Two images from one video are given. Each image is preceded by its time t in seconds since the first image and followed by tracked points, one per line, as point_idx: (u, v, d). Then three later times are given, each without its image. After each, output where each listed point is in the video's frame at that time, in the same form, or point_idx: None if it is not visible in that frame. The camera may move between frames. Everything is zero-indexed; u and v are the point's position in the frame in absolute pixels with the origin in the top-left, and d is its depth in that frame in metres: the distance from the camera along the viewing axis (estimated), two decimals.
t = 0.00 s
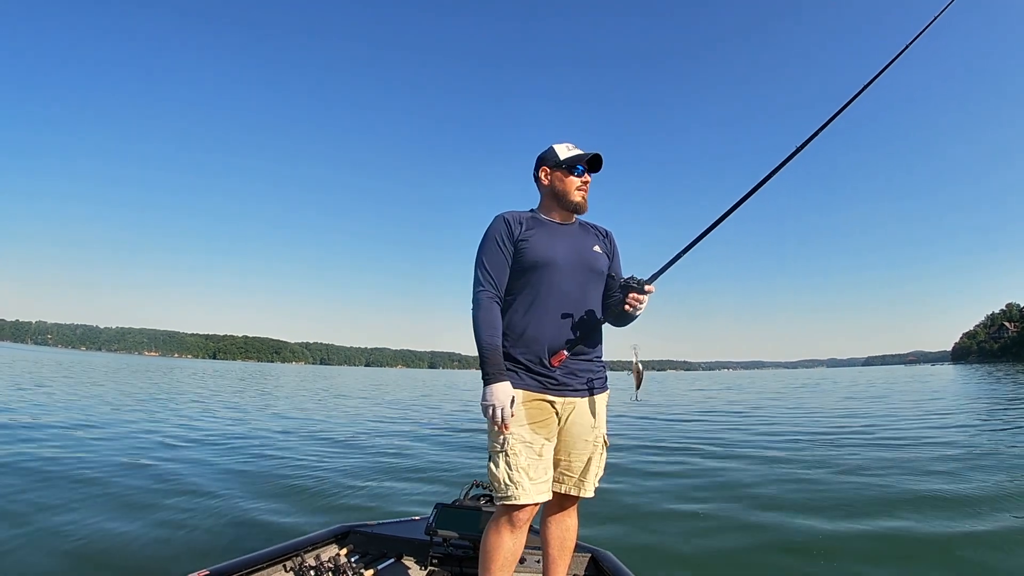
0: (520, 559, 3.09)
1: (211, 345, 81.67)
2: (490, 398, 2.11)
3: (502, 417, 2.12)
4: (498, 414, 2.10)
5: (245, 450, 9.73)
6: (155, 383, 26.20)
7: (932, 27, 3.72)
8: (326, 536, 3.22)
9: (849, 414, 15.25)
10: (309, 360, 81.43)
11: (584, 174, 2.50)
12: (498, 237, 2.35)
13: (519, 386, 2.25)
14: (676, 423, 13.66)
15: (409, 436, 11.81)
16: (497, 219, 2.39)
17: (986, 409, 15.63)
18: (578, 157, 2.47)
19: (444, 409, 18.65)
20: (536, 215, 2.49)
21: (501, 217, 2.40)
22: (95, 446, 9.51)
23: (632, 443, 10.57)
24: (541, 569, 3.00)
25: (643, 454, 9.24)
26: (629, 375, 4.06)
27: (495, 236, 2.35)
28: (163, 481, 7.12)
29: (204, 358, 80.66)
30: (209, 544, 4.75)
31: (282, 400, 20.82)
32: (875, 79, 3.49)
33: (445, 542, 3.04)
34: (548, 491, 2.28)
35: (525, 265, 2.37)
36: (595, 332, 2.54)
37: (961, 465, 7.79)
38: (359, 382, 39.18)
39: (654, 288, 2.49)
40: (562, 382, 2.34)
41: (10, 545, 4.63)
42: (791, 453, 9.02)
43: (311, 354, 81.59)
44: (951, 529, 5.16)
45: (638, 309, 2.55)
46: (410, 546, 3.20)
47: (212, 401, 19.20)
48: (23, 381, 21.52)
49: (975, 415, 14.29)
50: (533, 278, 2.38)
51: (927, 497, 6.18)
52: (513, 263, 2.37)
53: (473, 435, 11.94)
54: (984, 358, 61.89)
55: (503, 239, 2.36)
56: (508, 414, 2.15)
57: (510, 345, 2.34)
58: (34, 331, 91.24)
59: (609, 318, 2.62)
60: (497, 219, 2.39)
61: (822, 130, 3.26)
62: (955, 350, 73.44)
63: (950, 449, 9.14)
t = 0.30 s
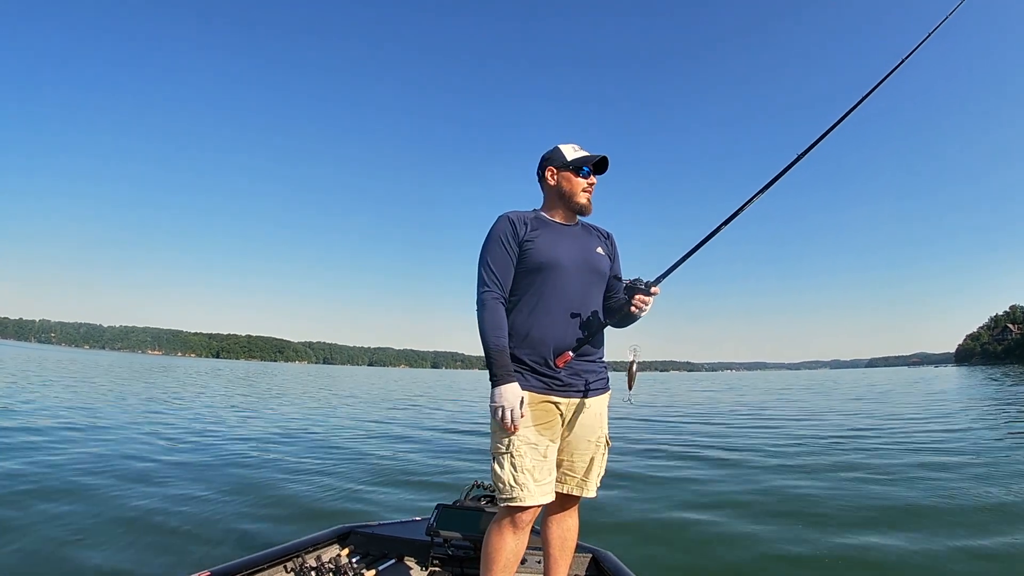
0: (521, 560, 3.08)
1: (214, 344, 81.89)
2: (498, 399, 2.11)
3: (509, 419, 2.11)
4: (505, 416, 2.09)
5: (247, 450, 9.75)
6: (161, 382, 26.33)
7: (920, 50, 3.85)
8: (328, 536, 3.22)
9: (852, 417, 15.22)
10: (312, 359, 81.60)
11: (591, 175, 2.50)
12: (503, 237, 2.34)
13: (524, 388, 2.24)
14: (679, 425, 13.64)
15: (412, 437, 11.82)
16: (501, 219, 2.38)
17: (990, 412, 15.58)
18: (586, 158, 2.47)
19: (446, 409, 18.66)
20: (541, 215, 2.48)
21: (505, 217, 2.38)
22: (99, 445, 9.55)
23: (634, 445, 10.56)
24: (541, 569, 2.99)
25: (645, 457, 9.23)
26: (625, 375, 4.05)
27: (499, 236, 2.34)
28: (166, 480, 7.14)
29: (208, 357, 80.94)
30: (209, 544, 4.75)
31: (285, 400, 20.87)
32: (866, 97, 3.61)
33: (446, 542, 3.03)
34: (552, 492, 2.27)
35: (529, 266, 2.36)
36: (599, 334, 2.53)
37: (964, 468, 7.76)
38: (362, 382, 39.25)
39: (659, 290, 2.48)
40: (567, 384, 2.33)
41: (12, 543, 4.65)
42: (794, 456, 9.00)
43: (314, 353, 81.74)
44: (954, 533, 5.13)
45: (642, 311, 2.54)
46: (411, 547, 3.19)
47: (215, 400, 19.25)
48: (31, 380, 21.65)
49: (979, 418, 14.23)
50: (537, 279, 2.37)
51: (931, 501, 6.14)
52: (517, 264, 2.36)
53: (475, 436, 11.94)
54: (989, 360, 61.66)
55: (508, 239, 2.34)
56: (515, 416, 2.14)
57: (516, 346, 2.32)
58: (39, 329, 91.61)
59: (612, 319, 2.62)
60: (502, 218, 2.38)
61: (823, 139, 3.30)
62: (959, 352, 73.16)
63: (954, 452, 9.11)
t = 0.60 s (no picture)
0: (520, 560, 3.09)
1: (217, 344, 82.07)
2: (497, 400, 2.11)
3: (509, 422, 2.12)
4: (504, 418, 2.10)
5: (249, 449, 9.78)
6: (165, 382, 26.43)
7: (917, 57, 3.90)
8: (326, 536, 3.23)
9: (854, 418, 15.22)
10: (314, 359, 81.75)
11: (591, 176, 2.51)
12: (501, 238, 2.34)
13: (523, 388, 2.25)
14: (680, 426, 13.65)
15: (414, 437, 11.84)
16: (500, 219, 2.38)
17: (992, 412, 15.58)
18: (586, 159, 2.48)
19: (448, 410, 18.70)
20: (538, 215, 2.48)
21: (503, 217, 2.39)
22: (102, 445, 9.60)
23: (635, 446, 10.57)
24: (540, 569, 3.01)
25: (646, 458, 9.23)
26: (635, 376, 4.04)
27: (498, 237, 2.34)
28: (167, 480, 7.17)
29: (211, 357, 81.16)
30: (210, 544, 4.77)
31: (287, 399, 20.90)
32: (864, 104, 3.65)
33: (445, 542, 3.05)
34: (550, 492, 2.28)
35: (528, 267, 2.37)
36: (597, 335, 2.54)
37: (964, 470, 7.77)
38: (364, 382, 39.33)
39: (657, 292, 2.48)
40: (565, 384, 2.34)
41: (15, 542, 4.68)
42: (794, 457, 9.01)
43: (317, 353, 81.90)
44: (954, 535, 5.13)
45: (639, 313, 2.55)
46: (410, 546, 3.20)
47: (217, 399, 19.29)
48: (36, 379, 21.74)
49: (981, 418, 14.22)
50: (535, 280, 2.38)
51: (931, 503, 6.14)
52: (515, 265, 2.36)
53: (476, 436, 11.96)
54: (992, 361, 61.55)
55: (506, 240, 2.34)
56: (515, 417, 2.15)
57: (513, 347, 2.32)
58: (42, 329, 91.94)
59: (610, 321, 2.63)
60: (500, 219, 2.38)
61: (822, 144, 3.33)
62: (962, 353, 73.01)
63: (954, 453, 9.11)
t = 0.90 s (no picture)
0: (519, 560, 3.09)
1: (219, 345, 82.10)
2: (495, 401, 2.11)
3: (507, 423, 2.12)
4: (502, 418, 2.11)
5: (251, 450, 9.80)
6: (169, 383, 26.52)
7: (920, 58, 3.89)
8: (326, 536, 3.23)
9: (857, 416, 15.17)
10: (317, 360, 81.79)
11: (590, 177, 2.51)
12: (498, 239, 2.34)
13: (520, 388, 2.25)
14: (682, 426, 13.64)
15: (415, 437, 11.86)
16: (497, 221, 2.38)
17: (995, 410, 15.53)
18: (586, 160, 2.49)
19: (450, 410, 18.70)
20: (536, 216, 2.48)
21: (501, 219, 2.39)
22: (105, 445, 9.64)
23: (636, 445, 10.58)
24: (539, 570, 3.01)
25: (647, 456, 9.23)
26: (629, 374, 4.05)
27: (495, 238, 2.34)
28: (168, 480, 7.19)
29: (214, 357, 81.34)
30: (209, 544, 4.78)
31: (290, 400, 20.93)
32: (870, 102, 3.63)
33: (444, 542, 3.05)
34: (549, 492, 2.28)
35: (525, 268, 2.37)
36: (594, 335, 2.55)
37: (966, 467, 7.75)
38: (366, 382, 39.32)
39: (654, 293, 2.49)
40: (563, 384, 2.34)
41: (16, 543, 4.70)
42: (796, 455, 8.99)
43: (319, 353, 81.92)
44: (955, 532, 5.11)
45: (637, 314, 2.56)
46: (409, 546, 3.20)
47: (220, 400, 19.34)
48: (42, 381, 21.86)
49: (984, 416, 14.18)
50: (532, 281, 2.38)
51: (932, 500, 6.13)
52: (512, 266, 2.36)
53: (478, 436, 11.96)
54: (995, 359, 61.41)
55: (504, 241, 2.35)
56: (513, 418, 2.15)
57: (511, 348, 2.33)
58: (45, 330, 92.12)
59: (608, 321, 2.63)
60: (498, 220, 2.38)
61: (823, 145, 3.33)
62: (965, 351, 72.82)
63: (956, 451, 9.10)
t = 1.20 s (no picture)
0: (519, 559, 3.09)
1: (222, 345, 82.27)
2: (496, 401, 2.12)
3: (509, 423, 2.12)
4: (503, 417, 2.11)
5: (254, 450, 9.83)
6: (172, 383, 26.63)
7: (917, 58, 3.89)
8: (327, 536, 3.24)
9: (860, 417, 15.13)
10: (319, 360, 81.89)
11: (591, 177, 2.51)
12: (499, 240, 2.34)
13: (521, 388, 2.24)
14: (684, 426, 13.63)
15: (417, 437, 11.88)
16: (498, 222, 2.38)
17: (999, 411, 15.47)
18: (587, 160, 2.49)
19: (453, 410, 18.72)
20: (537, 216, 2.48)
21: (502, 220, 2.39)
22: (108, 445, 9.69)
23: (637, 445, 10.58)
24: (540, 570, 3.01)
25: (649, 458, 9.23)
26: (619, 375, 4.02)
27: (496, 238, 2.34)
28: (170, 480, 7.22)
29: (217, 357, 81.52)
30: (210, 544, 4.81)
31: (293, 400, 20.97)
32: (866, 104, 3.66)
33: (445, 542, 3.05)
34: (549, 492, 2.28)
35: (526, 269, 2.37)
36: (595, 335, 2.54)
37: (968, 469, 7.73)
38: (369, 381, 39.38)
39: (655, 293, 2.49)
40: (564, 384, 2.34)
41: (18, 543, 4.73)
42: (798, 456, 8.97)
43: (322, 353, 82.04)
44: (955, 536, 5.10)
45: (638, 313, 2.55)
46: (410, 546, 3.21)
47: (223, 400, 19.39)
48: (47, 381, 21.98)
49: (988, 417, 14.12)
50: (533, 281, 2.38)
51: (932, 503, 6.13)
52: (514, 267, 2.36)
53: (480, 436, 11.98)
54: (999, 359, 61.21)
55: (505, 242, 2.34)
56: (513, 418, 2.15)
57: (512, 348, 2.32)
58: (49, 330, 92.44)
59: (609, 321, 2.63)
60: (499, 221, 2.38)
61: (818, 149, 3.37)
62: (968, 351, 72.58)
63: (958, 452, 9.09)
